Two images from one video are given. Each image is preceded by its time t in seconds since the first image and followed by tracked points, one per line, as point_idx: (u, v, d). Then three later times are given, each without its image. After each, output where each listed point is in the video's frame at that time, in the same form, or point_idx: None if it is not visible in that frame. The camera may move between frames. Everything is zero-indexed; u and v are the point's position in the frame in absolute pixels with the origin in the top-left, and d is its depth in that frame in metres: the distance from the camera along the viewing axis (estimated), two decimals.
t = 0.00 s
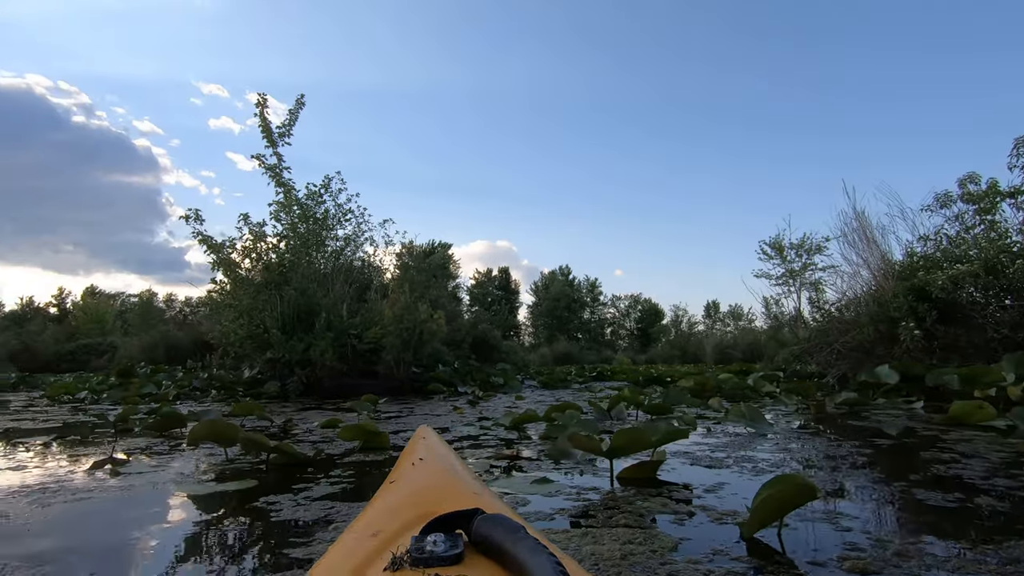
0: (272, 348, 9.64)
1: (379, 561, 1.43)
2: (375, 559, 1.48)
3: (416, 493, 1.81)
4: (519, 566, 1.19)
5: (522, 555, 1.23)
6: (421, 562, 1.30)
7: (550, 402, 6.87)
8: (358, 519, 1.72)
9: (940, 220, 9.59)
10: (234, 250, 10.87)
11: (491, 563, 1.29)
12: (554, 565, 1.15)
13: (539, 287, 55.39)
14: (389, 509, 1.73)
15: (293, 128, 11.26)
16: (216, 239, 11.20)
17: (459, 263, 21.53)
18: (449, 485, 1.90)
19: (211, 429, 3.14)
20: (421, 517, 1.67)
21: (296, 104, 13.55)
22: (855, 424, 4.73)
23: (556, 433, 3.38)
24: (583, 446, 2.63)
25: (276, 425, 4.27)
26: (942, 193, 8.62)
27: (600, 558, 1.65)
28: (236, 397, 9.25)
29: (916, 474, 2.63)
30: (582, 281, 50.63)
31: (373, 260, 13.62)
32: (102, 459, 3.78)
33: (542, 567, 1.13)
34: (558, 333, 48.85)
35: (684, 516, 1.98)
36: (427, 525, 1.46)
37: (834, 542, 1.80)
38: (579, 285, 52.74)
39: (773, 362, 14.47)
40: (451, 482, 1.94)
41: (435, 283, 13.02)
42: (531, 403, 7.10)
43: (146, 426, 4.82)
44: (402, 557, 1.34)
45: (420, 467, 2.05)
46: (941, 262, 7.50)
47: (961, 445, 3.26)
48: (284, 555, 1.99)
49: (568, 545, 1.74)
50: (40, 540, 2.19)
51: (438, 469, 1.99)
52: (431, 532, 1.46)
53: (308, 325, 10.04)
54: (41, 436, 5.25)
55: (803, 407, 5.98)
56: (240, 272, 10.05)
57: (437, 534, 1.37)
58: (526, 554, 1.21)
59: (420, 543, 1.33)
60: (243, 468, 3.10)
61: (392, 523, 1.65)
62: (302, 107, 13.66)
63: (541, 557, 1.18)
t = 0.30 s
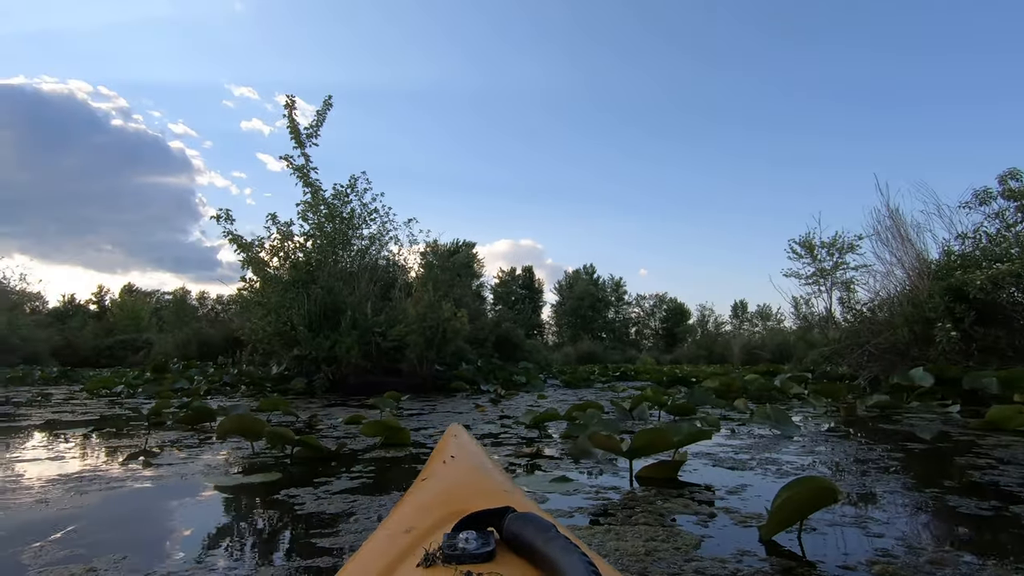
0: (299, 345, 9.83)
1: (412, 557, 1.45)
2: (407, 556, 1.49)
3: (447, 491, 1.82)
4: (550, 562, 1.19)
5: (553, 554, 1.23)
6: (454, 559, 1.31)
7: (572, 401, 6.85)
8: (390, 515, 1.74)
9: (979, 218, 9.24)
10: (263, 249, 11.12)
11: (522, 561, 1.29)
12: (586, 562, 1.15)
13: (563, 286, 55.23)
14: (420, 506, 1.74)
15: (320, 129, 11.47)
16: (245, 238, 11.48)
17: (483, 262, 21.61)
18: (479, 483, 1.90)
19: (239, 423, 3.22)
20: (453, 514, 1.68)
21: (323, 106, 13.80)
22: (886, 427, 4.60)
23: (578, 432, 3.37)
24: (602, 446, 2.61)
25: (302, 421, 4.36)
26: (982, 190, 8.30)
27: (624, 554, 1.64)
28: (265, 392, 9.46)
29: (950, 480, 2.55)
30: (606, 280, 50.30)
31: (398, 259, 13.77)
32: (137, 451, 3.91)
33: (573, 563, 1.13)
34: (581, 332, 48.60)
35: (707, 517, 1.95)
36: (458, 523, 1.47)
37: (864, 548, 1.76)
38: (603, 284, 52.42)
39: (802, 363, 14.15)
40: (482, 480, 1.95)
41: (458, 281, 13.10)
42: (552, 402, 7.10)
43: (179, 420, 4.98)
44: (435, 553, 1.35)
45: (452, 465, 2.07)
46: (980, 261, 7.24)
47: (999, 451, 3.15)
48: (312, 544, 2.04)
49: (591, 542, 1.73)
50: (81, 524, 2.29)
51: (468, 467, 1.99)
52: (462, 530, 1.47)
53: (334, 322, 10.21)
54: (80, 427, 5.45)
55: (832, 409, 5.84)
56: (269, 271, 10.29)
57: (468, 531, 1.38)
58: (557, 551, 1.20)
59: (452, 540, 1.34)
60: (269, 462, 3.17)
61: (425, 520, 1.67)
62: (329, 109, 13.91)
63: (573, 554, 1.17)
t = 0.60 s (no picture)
0: (316, 344, 9.94)
1: (431, 552, 1.47)
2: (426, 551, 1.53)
3: (466, 487, 1.85)
4: (568, 562, 1.22)
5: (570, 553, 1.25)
6: (472, 557, 1.33)
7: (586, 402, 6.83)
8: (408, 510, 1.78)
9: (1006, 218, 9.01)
10: (281, 249, 11.27)
11: (540, 560, 1.32)
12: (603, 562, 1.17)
13: (578, 285, 55.05)
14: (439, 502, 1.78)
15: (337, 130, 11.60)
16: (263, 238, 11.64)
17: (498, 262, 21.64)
18: (497, 480, 1.93)
19: (255, 421, 3.28)
20: (470, 510, 1.71)
21: (341, 107, 13.94)
22: (907, 431, 4.51)
23: (590, 433, 3.37)
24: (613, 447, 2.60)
25: (318, 419, 4.42)
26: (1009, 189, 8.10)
27: (643, 558, 1.64)
28: (282, 390, 9.59)
29: (971, 487, 2.50)
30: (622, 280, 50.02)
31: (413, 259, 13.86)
32: (157, 447, 4.00)
33: (590, 563, 1.16)
34: (596, 332, 48.39)
35: (722, 521, 1.94)
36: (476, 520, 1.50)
37: (882, 555, 1.73)
38: (619, 284, 52.14)
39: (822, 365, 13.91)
40: (500, 477, 1.98)
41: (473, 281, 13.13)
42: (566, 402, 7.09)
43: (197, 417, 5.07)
44: (453, 550, 1.38)
45: (470, 462, 2.10)
46: (1006, 262, 7.06)
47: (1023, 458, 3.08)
48: (330, 539, 2.08)
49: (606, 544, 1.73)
50: (106, 516, 2.35)
51: (487, 464, 2.03)
52: (480, 527, 1.50)
53: (350, 322, 10.31)
54: (103, 423, 5.59)
55: (850, 413, 5.74)
56: (287, 270, 10.43)
57: (487, 529, 1.41)
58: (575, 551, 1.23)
59: (470, 538, 1.37)
60: (284, 459, 3.22)
61: (444, 515, 1.69)
62: (346, 109, 14.04)
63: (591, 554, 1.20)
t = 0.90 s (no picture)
0: (329, 344, 10.02)
1: (436, 552, 1.51)
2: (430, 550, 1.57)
3: (471, 487, 1.88)
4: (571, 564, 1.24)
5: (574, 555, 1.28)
6: (476, 556, 1.36)
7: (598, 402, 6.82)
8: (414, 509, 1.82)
9: None
10: (294, 250, 11.37)
11: (542, 561, 1.34)
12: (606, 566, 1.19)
13: (589, 285, 54.93)
14: (443, 501, 1.82)
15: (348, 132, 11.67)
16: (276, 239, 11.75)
17: (509, 263, 21.66)
18: (502, 479, 1.97)
19: (270, 421, 3.31)
20: (475, 510, 1.75)
21: (353, 109, 14.06)
22: (924, 433, 4.45)
23: (602, 433, 3.37)
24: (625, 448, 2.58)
25: (330, 419, 4.45)
26: None
27: (663, 559, 1.63)
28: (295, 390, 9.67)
29: (990, 490, 2.46)
30: (633, 279, 49.82)
31: (424, 259, 13.91)
32: (173, 446, 4.05)
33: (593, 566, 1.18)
34: (607, 332, 48.21)
35: (740, 523, 1.92)
36: (481, 520, 1.53)
37: (903, 559, 1.71)
38: (630, 284, 51.95)
39: (837, 366, 13.76)
40: (505, 477, 2.02)
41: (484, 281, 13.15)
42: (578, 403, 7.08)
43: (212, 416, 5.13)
44: (458, 549, 1.40)
45: (476, 461, 2.14)
46: None
47: None
48: (348, 537, 2.09)
49: (624, 545, 1.72)
50: (126, 513, 2.39)
51: (493, 463, 2.07)
52: (486, 527, 1.52)
53: (361, 322, 10.37)
54: (121, 423, 5.68)
55: (866, 414, 5.68)
56: (300, 271, 10.53)
57: (491, 528, 1.43)
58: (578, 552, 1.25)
59: (475, 537, 1.40)
60: (299, 458, 3.24)
61: (449, 515, 1.72)
62: (358, 111, 14.15)
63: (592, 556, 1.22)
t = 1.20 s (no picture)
0: (339, 345, 10.08)
1: (440, 552, 1.60)
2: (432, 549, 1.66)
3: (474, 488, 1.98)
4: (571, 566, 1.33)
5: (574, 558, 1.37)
6: (478, 557, 1.45)
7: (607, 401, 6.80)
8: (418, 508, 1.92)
9: None
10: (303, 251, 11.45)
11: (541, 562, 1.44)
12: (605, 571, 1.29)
13: (597, 284, 54.79)
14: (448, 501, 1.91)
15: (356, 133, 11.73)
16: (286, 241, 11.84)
17: (518, 262, 21.66)
18: (504, 480, 2.06)
19: (282, 421, 3.34)
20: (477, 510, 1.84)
21: (361, 111, 14.15)
22: (940, 431, 4.39)
23: (612, 432, 3.36)
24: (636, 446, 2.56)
25: (341, 419, 4.48)
26: None
27: (680, 559, 1.62)
28: (306, 390, 9.73)
29: (1008, 489, 2.43)
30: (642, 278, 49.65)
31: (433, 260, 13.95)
32: (187, 446, 4.09)
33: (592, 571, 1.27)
34: (617, 331, 48.02)
35: (756, 522, 1.91)
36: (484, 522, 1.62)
37: (923, 560, 1.69)
38: (638, 283, 51.77)
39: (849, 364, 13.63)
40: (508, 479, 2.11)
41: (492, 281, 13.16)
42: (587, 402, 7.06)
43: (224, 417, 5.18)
44: (460, 550, 1.49)
45: (480, 462, 2.24)
46: None
47: None
48: (363, 535, 2.11)
49: (641, 545, 1.71)
50: (146, 512, 2.43)
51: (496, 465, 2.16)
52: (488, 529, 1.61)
53: (371, 322, 10.43)
54: (134, 423, 5.75)
55: (879, 413, 5.62)
56: (309, 272, 10.60)
57: (494, 531, 1.52)
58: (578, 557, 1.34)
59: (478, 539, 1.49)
60: (311, 458, 3.27)
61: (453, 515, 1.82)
62: (366, 113, 14.22)
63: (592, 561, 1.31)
